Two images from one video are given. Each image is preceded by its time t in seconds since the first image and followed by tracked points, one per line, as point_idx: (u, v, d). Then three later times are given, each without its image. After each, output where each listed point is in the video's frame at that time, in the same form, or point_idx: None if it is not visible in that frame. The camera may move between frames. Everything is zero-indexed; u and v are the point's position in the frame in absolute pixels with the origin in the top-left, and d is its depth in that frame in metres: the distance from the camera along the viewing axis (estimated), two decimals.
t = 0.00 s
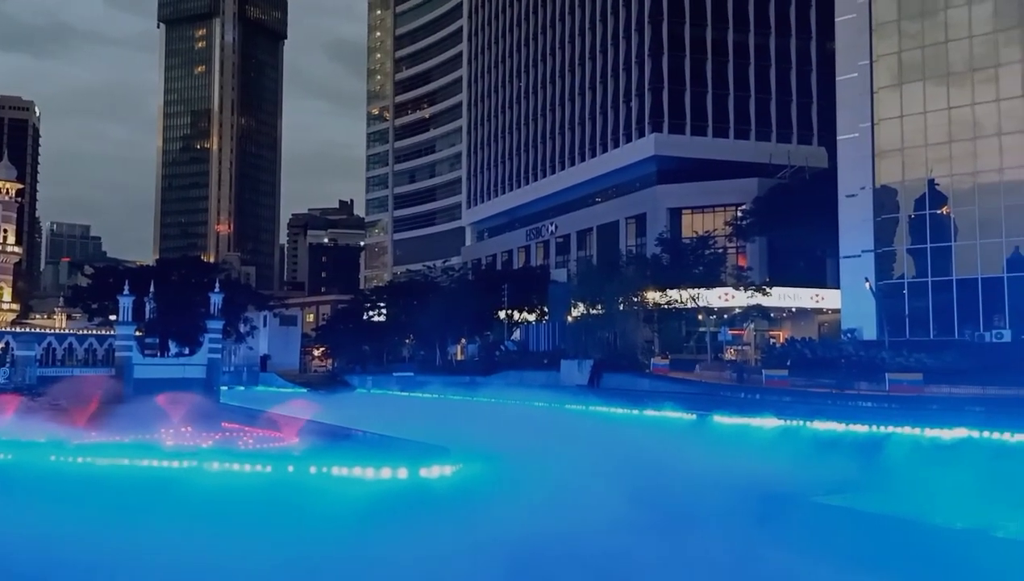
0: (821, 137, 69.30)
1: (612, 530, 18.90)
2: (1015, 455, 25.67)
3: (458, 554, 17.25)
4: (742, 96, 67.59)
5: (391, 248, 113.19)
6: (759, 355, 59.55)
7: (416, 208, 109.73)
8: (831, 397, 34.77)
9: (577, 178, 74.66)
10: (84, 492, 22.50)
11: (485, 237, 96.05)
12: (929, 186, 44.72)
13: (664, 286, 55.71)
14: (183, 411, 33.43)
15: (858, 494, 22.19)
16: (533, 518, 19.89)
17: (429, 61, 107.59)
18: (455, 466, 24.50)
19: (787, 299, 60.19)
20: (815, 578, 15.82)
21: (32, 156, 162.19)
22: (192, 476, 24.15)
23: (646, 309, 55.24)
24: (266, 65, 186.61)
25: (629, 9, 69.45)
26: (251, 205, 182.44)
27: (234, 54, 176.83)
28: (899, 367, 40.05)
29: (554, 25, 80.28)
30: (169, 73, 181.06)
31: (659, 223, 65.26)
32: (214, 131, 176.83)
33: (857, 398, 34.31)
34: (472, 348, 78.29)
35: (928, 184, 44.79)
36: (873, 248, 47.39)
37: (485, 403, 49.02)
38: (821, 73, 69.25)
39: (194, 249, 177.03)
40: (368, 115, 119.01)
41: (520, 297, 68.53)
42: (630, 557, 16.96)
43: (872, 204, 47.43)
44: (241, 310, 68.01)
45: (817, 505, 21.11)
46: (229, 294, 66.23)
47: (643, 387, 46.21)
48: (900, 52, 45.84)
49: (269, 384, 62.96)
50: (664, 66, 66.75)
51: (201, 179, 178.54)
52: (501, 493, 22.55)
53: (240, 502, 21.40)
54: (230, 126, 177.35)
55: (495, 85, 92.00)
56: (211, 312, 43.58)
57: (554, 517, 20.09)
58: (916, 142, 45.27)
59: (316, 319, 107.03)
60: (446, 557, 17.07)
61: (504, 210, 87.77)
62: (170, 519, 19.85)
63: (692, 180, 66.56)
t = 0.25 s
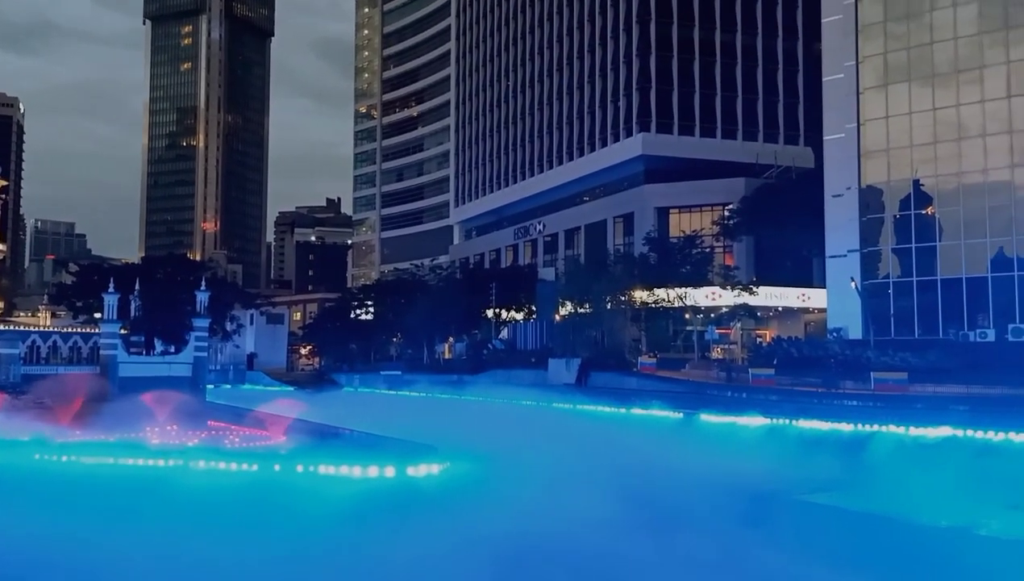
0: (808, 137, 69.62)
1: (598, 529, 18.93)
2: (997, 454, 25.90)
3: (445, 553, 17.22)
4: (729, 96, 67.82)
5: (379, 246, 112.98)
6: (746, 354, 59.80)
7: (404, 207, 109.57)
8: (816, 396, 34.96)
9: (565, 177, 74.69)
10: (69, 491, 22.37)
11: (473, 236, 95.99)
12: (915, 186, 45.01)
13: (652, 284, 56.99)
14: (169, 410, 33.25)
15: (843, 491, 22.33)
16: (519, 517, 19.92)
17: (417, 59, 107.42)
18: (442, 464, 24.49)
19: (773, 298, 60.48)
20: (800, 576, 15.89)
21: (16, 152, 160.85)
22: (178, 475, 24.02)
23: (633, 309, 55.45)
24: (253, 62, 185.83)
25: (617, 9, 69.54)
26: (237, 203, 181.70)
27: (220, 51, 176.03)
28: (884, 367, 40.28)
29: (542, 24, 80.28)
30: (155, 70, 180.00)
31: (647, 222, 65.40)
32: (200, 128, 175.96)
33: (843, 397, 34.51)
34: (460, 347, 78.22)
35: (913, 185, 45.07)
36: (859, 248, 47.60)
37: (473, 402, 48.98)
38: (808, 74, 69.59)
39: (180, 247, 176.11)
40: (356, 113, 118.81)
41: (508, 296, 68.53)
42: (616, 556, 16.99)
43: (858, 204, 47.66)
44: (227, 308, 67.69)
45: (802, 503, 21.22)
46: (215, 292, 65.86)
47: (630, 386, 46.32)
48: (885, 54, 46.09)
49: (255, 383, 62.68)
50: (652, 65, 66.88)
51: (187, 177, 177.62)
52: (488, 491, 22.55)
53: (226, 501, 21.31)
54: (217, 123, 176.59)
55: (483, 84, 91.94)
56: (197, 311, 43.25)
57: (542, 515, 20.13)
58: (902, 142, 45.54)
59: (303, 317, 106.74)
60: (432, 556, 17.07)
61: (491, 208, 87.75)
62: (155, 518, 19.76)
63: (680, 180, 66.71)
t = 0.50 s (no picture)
0: (799, 137, 69.81)
1: (589, 527, 18.97)
2: (983, 453, 26.06)
3: (435, 552, 17.20)
4: (721, 96, 67.95)
5: (370, 244, 112.87)
6: (737, 353, 60.00)
7: (396, 205, 109.48)
8: (807, 395, 35.08)
9: (557, 176, 74.71)
10: (59, 489, 22.31)
11: (464, 234, 95.94)
12: (905, 187, 45.20)
13: (644, 284, 55.99)
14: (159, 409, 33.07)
15: (832, 490, 22.42)
16: (510, 515, 19.94)
17: (409, 57, 107.27)
18: (434, 463, 24.50)
19: (764, 297, 60.69)
20: (790, 574, 15.96)
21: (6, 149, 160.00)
22: (168, 474, 23.96)
23: (625, 307, 55.37)
24: (244, 60, 185.28)
25: (609, 8, 69.58)
26: (229, 201, 181.19)
27: (211, 48, 175.42)
28: (874, 366, 40.46)
29: (534, 23, 80.29)
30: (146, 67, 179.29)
31: (638, 222, 65.52)
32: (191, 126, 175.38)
33: (833, 396, 34.63)
34: (451, 345, 78.21)
35: (903, 185, 45.27)
36: (850, 247, 47.77)
37: (464, 401, 48.96)
38: (799, 74, 69.80)
39: (171, 245, 175.52)
40: (348, 111, 118.69)
41: (499, 294, 68.56)
42: (606, 555, 17.01)
43: (848, 204, 47.83)
44: (218, 306, 67.47)
45: (791, 502, 21.29)
46: (206, 290, 65.66)
47: (622, 384, 46.41)
48: (876, 54, 46.26)
49: (246, 381, 62.50)
50: (644, 65, 66.94)
51: (178, 174, 177.01)
52: (479, 490, 22.57)
53: (217, 499, 21.27)
54: (208, 121, 176.05)
55: (475, 83, 91.88)
56: (189, 308, 43.04)
57: (533, 514, 20.16)
58: (892, 142, 45.71)
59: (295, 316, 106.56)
60: (423, 554, 17.07)
61: (483, 207, 87.73)
62: (145, 517, 19.71)
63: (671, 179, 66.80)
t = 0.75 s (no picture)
0: (789, 136, 70.02)
1: (579, 526, 18.97)
2: (970, 451, 26.22)
3: (425, 551, 17.17)
4: (712, 95, 68.10)
5: (361, 243, 112.71)
6: (728, 352, 60.15)
7: (387, 204, 109.34)
8: (797, 394, 35.19)
9: (548, 175, 74.72)
10: (47, 489, 22.19)
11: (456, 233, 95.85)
12: (894, 186, 45.39)
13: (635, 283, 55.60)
14: (148, 408, 32.93)
15: (821, 489, 22.50)
16: (500, 514, 19.94)
17: (400, 56, 107.09)
18: (424, 462, 24.47)
19: (754, 296, 60.86)
20: (779, 572, 16.00)
21: None
22: (158, 473, 23.86)
23: (616, 306, 55.25)
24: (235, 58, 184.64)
25: (601, 7, 69.61)
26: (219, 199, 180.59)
27: (201, 46, 174.74)
28: (864, 365, 40.62)
29: (525, 21, 80.27)
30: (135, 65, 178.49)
31: (629, 221, 65.61)
32: (180, 124, 174.65)
33: (822, 395, 34.75)
34: (442, 344, 78.16)
35: (892, 184, 45.46)
36: (839, 247, 47.92)
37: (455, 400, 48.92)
38: (789, 74, 70.01)
39: (161, 244, 174.80)
40: (339, 109, 118.52)
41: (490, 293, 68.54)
42: (596, 553, 17.03)
43: (838, 204, 47.98)
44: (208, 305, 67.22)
45: (781, 501, 21.35)
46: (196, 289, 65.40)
47: (613, 383, 46.45)
48: (866, 54, 46.44)
49: (236, 380, 62.28)
50: (635, 64, 67.00)
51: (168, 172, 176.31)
52: (469, 489, 22.55)
53: (206, 499, 21.20)
54: (198, 119, 175.46)
55: (466, 82, 91.79)
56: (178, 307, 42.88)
57: (523, 513, 20.15)
58: (881, 142, 45.88)
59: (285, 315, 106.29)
60: (412, 554, 17.06)
61: (474, 206, 87.66)
62: (133, 517, 19.62)
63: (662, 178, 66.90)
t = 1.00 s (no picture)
0: (779, 137, 70.25)
1: (570, 526, 18.97)
2: (958, 450, 26.37)
3: (415, 551, 17.15)
4: (702, 96, 68.25)
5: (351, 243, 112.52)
6: (717, 351, 60.33)
7: (377, 203, 109.17)
8: (786, 393, 35.31)
9: (539, 174, 74.73)
10: (35, 489, 22.04)
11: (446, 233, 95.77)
12: (882, 187, 45.60)
13: (624, 282, 56.36)
14: (136, 408, 32.72)
15: (810, 488, 22.58)
16: (491, 514, 19.92)
17: (391, 55, 106.90)
18: (414, 462, 24.43)
19: (744, 296, 61.06)
20: (769, 571, 16.03)
21: None
22: (146, 474, 23.73)
23: (607, 307, 55.56)
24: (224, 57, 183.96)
25: (591, 7, 69.67)
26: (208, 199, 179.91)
27: (191, 45, 173.99)
28: (853, 364, 40.81)
29: (516, 21, 80.25)
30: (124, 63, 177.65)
31: (620, 221, 65.73)
32: (169, 123, 173.92)
33: (812, 394, 34.88)
34: (433, 344, 78.12)
35: (881, 185, 45.66)
36: (828, 247, 48.04)
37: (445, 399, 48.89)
38: (779, 74, 70.26)
39: (149, 243, 173.97)
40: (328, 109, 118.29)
41: (480, 293, 68.53)
42: (588, 553, 17.03)
43: (827, 204, 48.11)
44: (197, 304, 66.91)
45: (771, 500, 21.39)
46: (185, 289, 65.10)
47: (603, 383, 46.50)
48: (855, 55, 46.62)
49: (225, 380, 62.04)
50: (625, 64, 67.06)
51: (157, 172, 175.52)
52: (459, 488, 22.53)
53: (195, 499, 21.11)
54: (187, 118, 174.76)
55: (457, 81, 91.71)
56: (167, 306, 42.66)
57: (513, 512, 20.14)
58: (870, 142, 46.08)
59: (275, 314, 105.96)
60: (403, 554, 17.02)
61: (465, 206, 87.58)
62: (122, 517, 19.51)
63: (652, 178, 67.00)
